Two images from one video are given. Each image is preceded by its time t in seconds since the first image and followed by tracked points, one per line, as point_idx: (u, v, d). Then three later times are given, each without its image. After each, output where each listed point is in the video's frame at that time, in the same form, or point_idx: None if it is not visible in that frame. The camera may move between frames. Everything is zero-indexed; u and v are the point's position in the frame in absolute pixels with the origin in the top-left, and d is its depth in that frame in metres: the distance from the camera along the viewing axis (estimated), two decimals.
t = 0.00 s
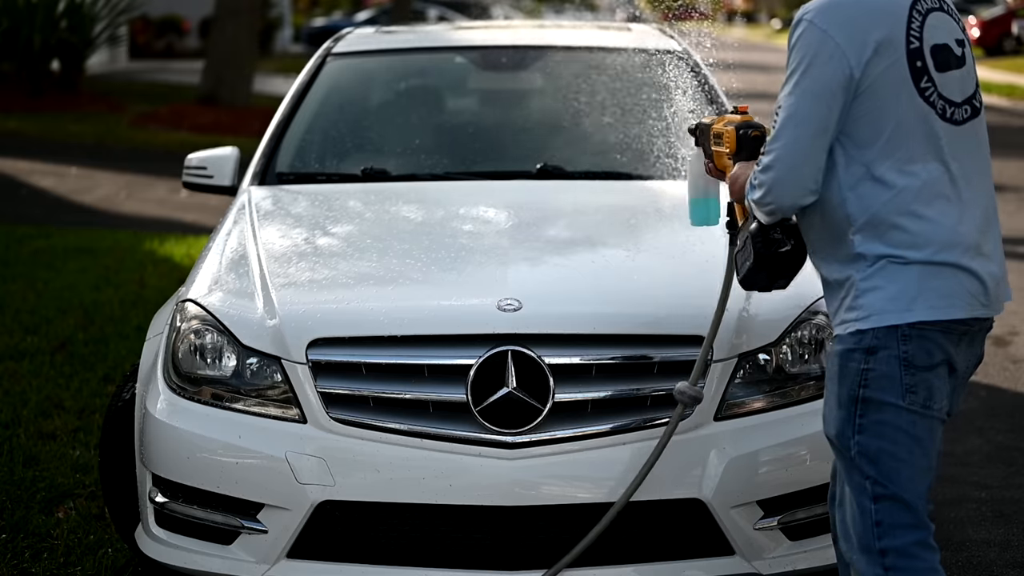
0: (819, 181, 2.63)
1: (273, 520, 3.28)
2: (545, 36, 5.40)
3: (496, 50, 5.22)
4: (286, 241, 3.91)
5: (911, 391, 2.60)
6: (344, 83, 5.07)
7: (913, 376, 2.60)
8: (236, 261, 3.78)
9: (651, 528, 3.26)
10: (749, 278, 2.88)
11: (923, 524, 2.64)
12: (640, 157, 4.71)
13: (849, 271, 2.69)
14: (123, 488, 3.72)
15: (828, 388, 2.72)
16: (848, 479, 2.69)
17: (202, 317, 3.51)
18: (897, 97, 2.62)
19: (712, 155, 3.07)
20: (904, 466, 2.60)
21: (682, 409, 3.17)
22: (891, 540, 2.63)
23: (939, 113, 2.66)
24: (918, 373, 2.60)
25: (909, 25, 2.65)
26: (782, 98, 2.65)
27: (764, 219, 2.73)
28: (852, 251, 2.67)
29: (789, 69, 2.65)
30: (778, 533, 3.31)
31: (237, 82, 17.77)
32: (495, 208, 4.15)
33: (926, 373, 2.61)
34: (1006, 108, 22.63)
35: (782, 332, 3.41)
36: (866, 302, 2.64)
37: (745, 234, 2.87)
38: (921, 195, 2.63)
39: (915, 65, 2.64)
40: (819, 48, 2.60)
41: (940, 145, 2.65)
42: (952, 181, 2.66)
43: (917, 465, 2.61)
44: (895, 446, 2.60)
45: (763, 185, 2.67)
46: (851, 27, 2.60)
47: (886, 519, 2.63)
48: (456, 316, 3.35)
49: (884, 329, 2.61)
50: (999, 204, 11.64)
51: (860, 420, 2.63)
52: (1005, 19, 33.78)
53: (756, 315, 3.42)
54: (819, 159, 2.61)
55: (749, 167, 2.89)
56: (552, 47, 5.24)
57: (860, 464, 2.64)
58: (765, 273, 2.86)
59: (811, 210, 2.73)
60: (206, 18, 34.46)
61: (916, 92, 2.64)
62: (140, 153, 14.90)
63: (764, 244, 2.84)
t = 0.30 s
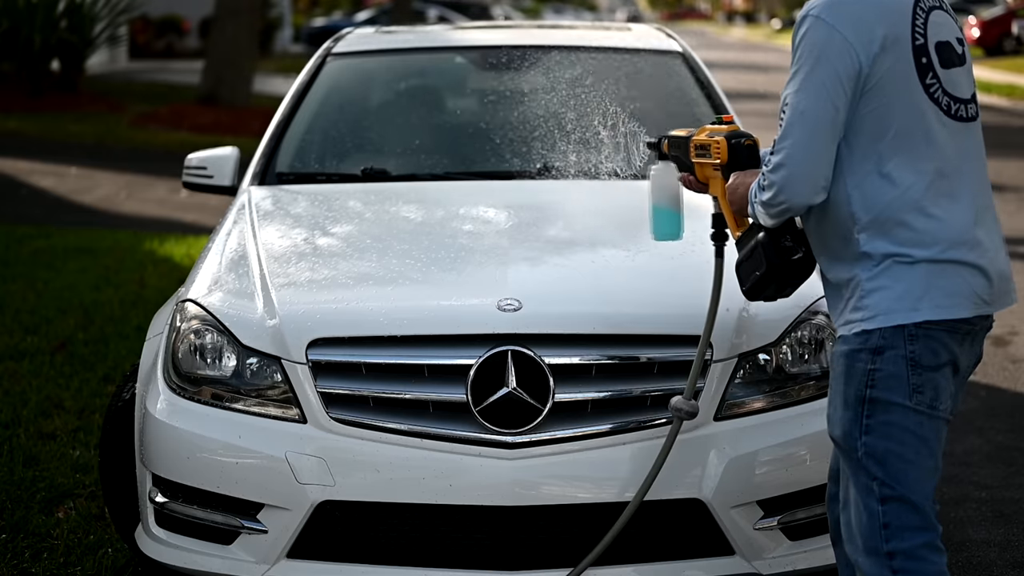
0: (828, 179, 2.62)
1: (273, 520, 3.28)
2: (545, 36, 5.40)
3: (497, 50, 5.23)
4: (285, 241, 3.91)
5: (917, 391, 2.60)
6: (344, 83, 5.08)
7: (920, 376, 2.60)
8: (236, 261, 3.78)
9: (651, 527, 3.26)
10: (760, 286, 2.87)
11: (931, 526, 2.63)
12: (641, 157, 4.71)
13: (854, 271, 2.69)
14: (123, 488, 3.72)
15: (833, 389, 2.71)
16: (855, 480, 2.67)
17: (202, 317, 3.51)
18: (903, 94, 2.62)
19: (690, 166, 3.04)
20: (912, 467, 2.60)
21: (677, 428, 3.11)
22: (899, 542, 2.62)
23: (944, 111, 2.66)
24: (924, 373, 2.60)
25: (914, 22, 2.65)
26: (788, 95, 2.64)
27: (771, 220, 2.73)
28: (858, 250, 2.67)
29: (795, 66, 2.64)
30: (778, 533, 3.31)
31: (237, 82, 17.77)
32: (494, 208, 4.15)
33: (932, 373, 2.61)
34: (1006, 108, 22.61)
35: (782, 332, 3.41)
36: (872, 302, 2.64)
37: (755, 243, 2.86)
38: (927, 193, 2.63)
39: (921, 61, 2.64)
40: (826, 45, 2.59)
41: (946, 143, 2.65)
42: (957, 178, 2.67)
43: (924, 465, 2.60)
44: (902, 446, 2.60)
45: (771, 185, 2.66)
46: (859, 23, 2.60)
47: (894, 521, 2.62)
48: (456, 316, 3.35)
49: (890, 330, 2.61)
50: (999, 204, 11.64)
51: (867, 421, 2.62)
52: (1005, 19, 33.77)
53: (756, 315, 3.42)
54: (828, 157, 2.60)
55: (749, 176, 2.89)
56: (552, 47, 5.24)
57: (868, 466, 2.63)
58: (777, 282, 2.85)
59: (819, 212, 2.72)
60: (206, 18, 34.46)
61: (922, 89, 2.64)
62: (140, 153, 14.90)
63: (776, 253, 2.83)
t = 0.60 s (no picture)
0: (818, 185, 2.61)
1: (273, 520, 3.28)
2: (545, 36, 5.39)
3: (496, 50, 5.21)
4: (286, 241, 3.91)
5: (917, 394, 2.59)
6: (344, 83, 5.08)
7: (919, 379, 2.60)
8: (236, 261, 3.78)
9: (651, 527, 3.26)
10: (758, 290, 2.85)
11: (934, 529, 2.62)
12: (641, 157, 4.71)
13: (852, 274, 2.69)
14: (123, 488, 3.72)
15: (833, 393, 2.71)
16: (856, 485, 2.67)
17: (202, 317, 3.51)
18: (898, 98, 2.62)
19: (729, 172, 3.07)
20: (913, 471, 2.59)
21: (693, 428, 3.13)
22: (901, 546, 2.61)
23: (940, 113, 2.66)
24: (923, 376, 2.60)
25: (907, 26, 2.66)
26: (779, 101, 2.64)
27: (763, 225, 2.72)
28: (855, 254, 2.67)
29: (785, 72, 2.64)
30: (778, 533, 3.31)
31: (237, 82, 17.77)
32: (495, 208, 4.15)
33: (931, 376, 2.61)
34: (1005, 108, 22.60)
35: (782, 332, 3.40)
36: (869, 305, 2.64)
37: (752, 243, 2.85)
38: (923, 196, 2.64)
39: (915, 64, 2.64)
40: (817, 50, 2.59)
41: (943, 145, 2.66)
42: (954, 181, 2.67)
43: (926, 469, 2.60)
44: (903, 450, 2.59)
45: (764, 190, 2.65)
46: (850, 28, 2.60)
47: (896, 525, 2.61)
48: (456, 315, 3.35)
49: (889, 333, 2.61)
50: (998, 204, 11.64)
51: (867, 425, 2.62)
52: (1005, 19, 33.76)
53: (756, 315, 3.42)
54: (820, 162, 2.60)
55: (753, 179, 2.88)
56: (552, 47, 5.22)
57: (868, 470, 2.63)
58: (771, 284, 2.82)
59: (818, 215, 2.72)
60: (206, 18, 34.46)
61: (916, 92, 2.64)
62: (140, 153, 14.90)
63: (767, 253, 2.81)
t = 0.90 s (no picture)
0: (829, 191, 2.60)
1: (273, 520, 3.28)
2: (545, 36, 5.40)
3: (497, 50, 5.23)
4: (286, 241, 3.91)
5: (923, 398, 2.60)
6: (344, 83, 5.08)
7: (926, 383, 2.60)
8: (236, 261, 3.78)
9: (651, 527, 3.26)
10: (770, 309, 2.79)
11: (941, 534, 2.62)
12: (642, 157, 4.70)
13: (856, 277, 2.69)
14: (123, 488, 3.72)
15: (837, 398, 2.71)
16: (862, 489, 2.67)
17: (202, 317, 3.51)
18: (903, 100, 2.62)
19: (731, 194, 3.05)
20: (919, 476, 2.59)
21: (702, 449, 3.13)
22: (908, 552, 2.61)
23: (944, 115, 2.66)
24: (930, 380, 2.61)
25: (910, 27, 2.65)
26: (786, 107, 2.63)
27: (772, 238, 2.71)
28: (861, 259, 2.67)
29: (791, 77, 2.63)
30: (778, 533, 3.31)
31: (237, 82, 17.77)
32: (495, 208, 4.15)
33: (937, 380, 2.61)
34: (1005, 108, 22.59)
35: (782, 332, 3.40)
36: (874, 309, 2.64)
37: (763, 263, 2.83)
38: (929, 199, 2.63)
39: (919, 66, 2.63)
40: (823, 55, 2.58)
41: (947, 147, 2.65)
42: (959, 182, 2.67)
43: (932, 473, 2.60)
44: (909, 454, 2.59)
45: (773, 199, 2.64)
46: (855, 31, 2.60)
47: (903, 530, 2.61)
48: (456, 315, 3.35)
49: (894, 338, 2.61)
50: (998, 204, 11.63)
51: (873, 429, 2.62)
52: (1005, 19, 33.76)
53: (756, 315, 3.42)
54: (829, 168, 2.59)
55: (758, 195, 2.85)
56: (552, 47, 5.24)
57: (875, 475, 2.63)
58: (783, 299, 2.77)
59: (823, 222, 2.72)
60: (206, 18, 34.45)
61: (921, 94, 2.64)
62: (140, 153, 14.90)
63: (777, 267, 2.77)
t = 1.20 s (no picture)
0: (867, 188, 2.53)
1: (273, 520, 3.28)
2: (545, 36, 5.40)
3: (497, 50, 5.23)
4: (286, 241, 3.92)
5: (930, 404, 2.57)
6: (344, 84, 5.08)
7: (934, 389, 2.58)
8: (236, 261, 3.79)
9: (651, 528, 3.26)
10: (798, 323, 2.72)
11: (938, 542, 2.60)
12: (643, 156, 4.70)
13: (869, 277, 2.65)
14: (123, 487, 3.72)
15: (842, 398, 2.68)
16: (861, 493, 2.65)
17: (202, 317, 3.51)
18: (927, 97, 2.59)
19: (695, 213, 2.91)
20: (921, 482, 2.57)
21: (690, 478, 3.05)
22: (906, 558, 2.60)
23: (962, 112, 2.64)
24: (938, 385, 2.59)
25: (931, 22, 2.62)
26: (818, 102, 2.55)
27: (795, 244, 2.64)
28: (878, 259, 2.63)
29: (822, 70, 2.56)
30: (778, 533, 3.31)
31: (237, 82, 17.78)
32: (495, 208, 4.15)
33: (944, 385, 2.59)
34: (1005, 108, 22.58)
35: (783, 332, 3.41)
36: (887, 310, 2.60)
37: (780, 277, 2.72)
38: (949, 197, 2.61)
39: (941, 62, 2.61)
40: (856, 48, 2.53)
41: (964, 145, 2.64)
42: (976, 180, 2.65)
43: (934, 480, 2.59)
44: (912, 460, 2.57)
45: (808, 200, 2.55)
46: (884, 25, 2.55)
47: (901, 537, 2.59)
48: (456, 315, 3.35)
49: (904, 340, 2.58)
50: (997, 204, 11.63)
51: (878, 433, 2.60)
52: (1005, 19, 33.76)
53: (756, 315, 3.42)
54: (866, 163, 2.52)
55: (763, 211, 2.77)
56: (552, 47, 5.24)
57: (876, 479, 2.61)
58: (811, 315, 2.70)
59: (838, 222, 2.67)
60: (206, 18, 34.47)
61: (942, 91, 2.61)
62: (140, 153, 14.90)
63: (804, 284, 2.69)
